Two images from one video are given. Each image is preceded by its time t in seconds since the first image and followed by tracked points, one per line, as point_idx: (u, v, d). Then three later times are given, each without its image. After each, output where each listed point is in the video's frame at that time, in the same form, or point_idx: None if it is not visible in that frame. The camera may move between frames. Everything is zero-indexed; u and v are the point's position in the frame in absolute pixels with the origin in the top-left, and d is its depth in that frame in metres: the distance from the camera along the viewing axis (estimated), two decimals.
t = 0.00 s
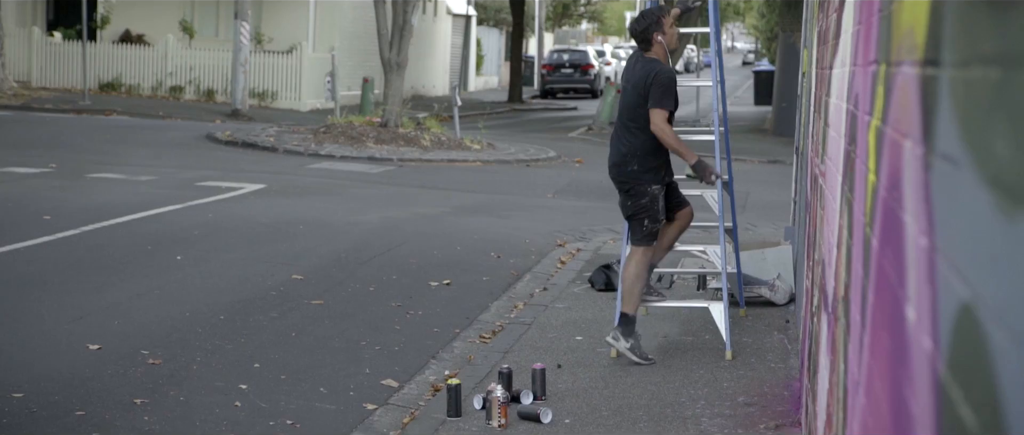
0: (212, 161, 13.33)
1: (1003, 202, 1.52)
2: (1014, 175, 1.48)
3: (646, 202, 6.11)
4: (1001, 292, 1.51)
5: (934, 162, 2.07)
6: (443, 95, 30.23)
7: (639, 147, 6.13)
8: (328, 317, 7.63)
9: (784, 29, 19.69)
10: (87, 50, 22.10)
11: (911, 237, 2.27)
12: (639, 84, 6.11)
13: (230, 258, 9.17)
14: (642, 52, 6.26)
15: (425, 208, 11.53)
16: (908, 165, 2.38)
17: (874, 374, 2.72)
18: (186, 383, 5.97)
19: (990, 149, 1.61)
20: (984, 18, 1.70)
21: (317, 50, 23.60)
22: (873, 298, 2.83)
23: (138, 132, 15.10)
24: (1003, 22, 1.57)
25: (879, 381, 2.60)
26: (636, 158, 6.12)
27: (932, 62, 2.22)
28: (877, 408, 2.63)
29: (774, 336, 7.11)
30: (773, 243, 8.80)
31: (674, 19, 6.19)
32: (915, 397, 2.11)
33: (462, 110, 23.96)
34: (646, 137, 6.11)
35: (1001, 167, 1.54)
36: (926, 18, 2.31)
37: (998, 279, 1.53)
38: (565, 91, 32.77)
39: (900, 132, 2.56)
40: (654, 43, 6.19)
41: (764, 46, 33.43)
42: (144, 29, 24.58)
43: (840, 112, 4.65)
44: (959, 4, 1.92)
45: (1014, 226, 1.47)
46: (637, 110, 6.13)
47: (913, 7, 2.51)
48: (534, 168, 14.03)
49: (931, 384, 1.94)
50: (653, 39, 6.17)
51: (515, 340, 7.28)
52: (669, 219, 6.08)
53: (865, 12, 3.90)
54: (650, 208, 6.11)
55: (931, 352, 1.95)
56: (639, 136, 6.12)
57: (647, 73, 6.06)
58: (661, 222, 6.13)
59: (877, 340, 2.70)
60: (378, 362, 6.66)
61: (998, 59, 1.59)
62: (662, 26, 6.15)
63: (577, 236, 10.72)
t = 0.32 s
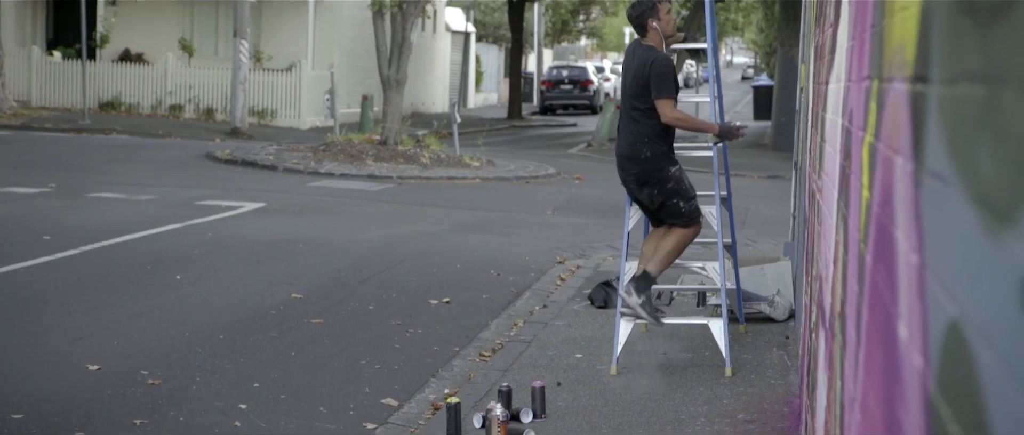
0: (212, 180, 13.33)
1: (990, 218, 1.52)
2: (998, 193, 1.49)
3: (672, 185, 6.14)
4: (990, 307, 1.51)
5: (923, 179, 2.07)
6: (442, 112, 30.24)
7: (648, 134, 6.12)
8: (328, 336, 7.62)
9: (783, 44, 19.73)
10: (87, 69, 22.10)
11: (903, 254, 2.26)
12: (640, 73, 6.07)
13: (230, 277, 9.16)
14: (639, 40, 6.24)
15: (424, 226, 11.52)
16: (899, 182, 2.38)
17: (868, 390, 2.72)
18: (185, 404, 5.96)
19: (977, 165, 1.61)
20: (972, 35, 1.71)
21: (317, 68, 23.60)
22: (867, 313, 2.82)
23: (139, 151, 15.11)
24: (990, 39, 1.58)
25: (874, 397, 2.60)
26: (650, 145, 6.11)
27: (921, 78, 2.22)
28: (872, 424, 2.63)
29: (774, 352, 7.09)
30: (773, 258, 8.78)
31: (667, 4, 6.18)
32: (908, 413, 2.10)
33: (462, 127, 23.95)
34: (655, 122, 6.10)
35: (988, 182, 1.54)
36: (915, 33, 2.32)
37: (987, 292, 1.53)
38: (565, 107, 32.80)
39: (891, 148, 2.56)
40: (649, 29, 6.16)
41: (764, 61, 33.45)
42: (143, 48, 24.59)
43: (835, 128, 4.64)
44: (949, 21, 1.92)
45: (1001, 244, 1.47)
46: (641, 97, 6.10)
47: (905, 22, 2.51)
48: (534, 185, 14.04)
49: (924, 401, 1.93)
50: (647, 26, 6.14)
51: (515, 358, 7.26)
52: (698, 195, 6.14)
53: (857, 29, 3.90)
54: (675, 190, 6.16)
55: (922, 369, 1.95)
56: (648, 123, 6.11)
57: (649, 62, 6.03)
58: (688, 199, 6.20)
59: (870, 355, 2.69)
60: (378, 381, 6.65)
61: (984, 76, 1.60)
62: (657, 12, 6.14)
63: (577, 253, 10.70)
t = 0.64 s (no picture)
0: (212, 220, 13.32)
1: (974, 258, 1.51)
2: (982, 233, 1.47)
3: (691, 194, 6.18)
4: (975, 348, 1.49)
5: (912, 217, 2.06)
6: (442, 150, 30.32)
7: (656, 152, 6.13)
8: (328, 376, 7.59)
9: (781, 80, 19.77)
10: (87, 110, 22.14)
11: (894, 293, 2.24)
12: (648, 93, 6.06)
13: (230, 317, 9.13)
14: (637, 62, 6.27)
15: (424, 264, 11.50)
16: (890, 219, 2.37)
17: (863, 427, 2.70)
18: None
19: (963, 205, 1.60)
20: (958, 73, 1.70)
21: (316, 106, 23.64)
22: (861, 350, 2.81)
23: (139, 191, 15.11)
24: (973, 79, 1.57)
25: None
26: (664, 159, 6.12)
27: (909, 117, 2.21)
28: None
29: (773, 389, 7.05)
30: (773, 294, 8.76)
31: (665, 25, 6.22)
32: None
33: (461, 165, 23.96)
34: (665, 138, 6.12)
35: (972, 224, 1.53)
36: (904, 71, 2.32)
37: (971, 334, 1.51)
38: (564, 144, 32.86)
39: (882, 186, 2.56)
40: (649, 51, 6.20)
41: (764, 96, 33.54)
42: (143, 88, 24.57)
43: (831, 165, 4.64)
44: (936, 61, 1.92)
45: (983, 282, 1.46)
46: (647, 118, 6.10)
47: (895, 59, 2.52)
48: (534, 222, 14.04)
49: None
50: (648, 48, 6.18)
51: (515, 396, 7.22)
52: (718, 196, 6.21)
53: (850, 68, 3.92)
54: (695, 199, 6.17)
55: (915, 408, 1.94)
56: (660, 139, 6.12)
57: (658, 81, 6.04)
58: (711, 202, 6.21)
59: (865, 392, 2.68)
60: (377, 420, 6.61)
61: (967, 118, 1.60)
62: (656, 33, 6.18)
63: (577, 290, 10.67)
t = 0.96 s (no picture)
0: (213, 262, 13.31)
1: (953, 299, 1.49)
2: (960, 276, 1.45)
3: (691, 222, 6.21)
4: (956, 393, 1.47)
5: (899, 259, 2.04)
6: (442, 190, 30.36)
7: (662, 177, 6.13)
8: (328, 418, 7.55)
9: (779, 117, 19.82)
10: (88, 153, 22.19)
11: (886, 334, 2.22)
12: (665, 116, 6.05)
13: (230, 360, 9.10)
14: (647, 89, 6.28)
15: (425, 304, 11.48)
16: (879, 261, 2.36)
17: None
18: None
19: (943, 248, 1.58)
20: (938, 114, 1.69)
21: (316, 148, 23.69)
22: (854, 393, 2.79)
23: (139, 234, 15.12)
24: (953, 122, 1.56)
25: None
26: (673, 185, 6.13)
27: (897, 157, 2.20)
28: None
29: (774, 427, 7.01)
30: (773, 332, 8.73)
31: (675, 53, 6.26)
32: None
33: (461, 205, 23.96)
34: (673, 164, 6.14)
35: (951, 267, 1.51)
36: (891, 113, 2.31)
37: (952, 379, 1.49)
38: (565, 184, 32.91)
39: (872, 226, 2.55)
40: (660, 78, 6.22)
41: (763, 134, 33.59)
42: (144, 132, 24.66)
43: (826, 205, 4.62)
44: (920, 102, 1.91)
45: (961, 325, 1.43)
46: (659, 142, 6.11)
47: (882, 100, 2.51)
48: (534, 261, 14.03)
49: None
50: (659, 75, 6.19)
51: None
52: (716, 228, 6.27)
53: (843, 108, 3.91)
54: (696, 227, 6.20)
55: None
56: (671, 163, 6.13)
57: (677, 105, 6.02)
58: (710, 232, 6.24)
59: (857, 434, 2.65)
60: None
61: (949, 159, 1.57)
62: (667, 61, 6.22)
63: (578, 329, 10.64)
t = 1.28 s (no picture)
0: (213, 297, 13.29)
1: (931, 334, 1.50)
2: (939, 312, 1.44)
3: (679, 238, 6.13)
4: (939, 430, 1.46)
5: (886, 292, 2.04)
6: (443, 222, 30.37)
7: (660, 183, 6.12)
8: None
9: (778, 146, 19.85)
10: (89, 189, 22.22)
11: (874, 367, 2.22)
12: (670, 119, 6.07)
13: (231, 394, 9.08)
14: (652, 93, 6.32)
15: (426, 337, 11.46)
16: (868, 294, 2.36)
17: None
18: None
19: (925, 284, 1.57)
20: (917, 149, 1.70)
21: (317, 181, 23.71)
22: (847, 424, 2.78)
23: (139, 270, 15.13)
24: (931, 155, 1.56)
25: None
26: (668, 194, 6.09)
27: (882, 192, 2.20)
28: None
29: None
30: (773, 362, 8.69)
31: (680, 59, 6.33)
32: None
33: (462, 237, 23.96)
34: (672, 172, 6.12)
35: (931, 301, 1.50)
36: (876, 145, 2.32)
37: (933, 418, 1.49)
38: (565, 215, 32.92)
39: (862, 258, 2.55)
40: (664, 81, 6.27)
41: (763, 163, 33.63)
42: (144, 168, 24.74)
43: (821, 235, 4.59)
44: (903, 136, 1.91)
45: (939, 359, 1.44)
46: (660, 145, 6.11)
47: (869, 134, 2.52)
48: (535, 293, 14.00)
49: None
50: (663, 78, 6.26)
51: None
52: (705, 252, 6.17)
53: (835, 139, 3.90)
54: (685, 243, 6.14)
55: None
56: (669, 171, 6.11)
57: (683, 107, 6.04)
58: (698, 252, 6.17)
59: None
60: None
61: (926, 194, 1.58)
62: (672, 65, 6.28)
63: (578, 360, 10.61)
